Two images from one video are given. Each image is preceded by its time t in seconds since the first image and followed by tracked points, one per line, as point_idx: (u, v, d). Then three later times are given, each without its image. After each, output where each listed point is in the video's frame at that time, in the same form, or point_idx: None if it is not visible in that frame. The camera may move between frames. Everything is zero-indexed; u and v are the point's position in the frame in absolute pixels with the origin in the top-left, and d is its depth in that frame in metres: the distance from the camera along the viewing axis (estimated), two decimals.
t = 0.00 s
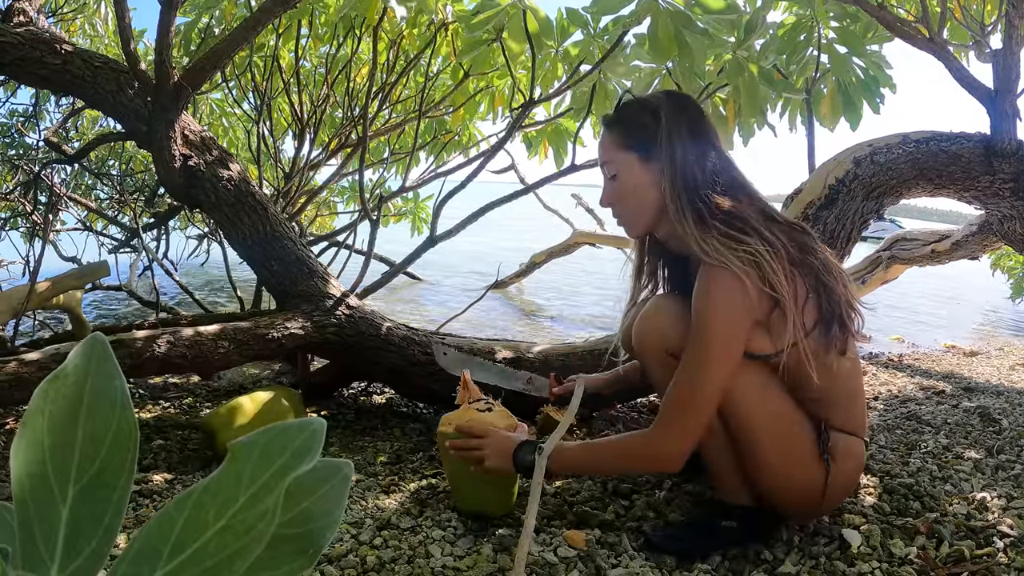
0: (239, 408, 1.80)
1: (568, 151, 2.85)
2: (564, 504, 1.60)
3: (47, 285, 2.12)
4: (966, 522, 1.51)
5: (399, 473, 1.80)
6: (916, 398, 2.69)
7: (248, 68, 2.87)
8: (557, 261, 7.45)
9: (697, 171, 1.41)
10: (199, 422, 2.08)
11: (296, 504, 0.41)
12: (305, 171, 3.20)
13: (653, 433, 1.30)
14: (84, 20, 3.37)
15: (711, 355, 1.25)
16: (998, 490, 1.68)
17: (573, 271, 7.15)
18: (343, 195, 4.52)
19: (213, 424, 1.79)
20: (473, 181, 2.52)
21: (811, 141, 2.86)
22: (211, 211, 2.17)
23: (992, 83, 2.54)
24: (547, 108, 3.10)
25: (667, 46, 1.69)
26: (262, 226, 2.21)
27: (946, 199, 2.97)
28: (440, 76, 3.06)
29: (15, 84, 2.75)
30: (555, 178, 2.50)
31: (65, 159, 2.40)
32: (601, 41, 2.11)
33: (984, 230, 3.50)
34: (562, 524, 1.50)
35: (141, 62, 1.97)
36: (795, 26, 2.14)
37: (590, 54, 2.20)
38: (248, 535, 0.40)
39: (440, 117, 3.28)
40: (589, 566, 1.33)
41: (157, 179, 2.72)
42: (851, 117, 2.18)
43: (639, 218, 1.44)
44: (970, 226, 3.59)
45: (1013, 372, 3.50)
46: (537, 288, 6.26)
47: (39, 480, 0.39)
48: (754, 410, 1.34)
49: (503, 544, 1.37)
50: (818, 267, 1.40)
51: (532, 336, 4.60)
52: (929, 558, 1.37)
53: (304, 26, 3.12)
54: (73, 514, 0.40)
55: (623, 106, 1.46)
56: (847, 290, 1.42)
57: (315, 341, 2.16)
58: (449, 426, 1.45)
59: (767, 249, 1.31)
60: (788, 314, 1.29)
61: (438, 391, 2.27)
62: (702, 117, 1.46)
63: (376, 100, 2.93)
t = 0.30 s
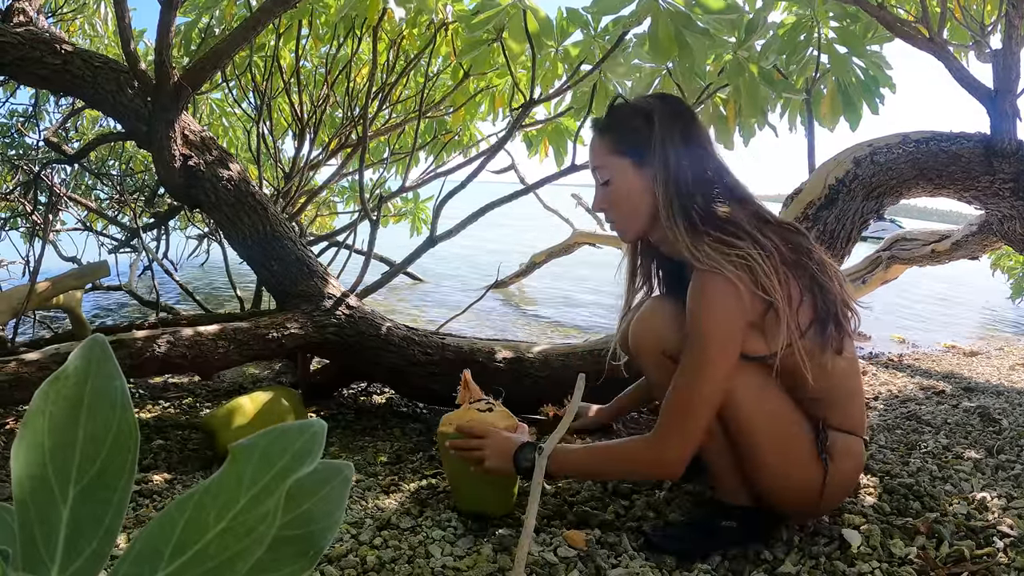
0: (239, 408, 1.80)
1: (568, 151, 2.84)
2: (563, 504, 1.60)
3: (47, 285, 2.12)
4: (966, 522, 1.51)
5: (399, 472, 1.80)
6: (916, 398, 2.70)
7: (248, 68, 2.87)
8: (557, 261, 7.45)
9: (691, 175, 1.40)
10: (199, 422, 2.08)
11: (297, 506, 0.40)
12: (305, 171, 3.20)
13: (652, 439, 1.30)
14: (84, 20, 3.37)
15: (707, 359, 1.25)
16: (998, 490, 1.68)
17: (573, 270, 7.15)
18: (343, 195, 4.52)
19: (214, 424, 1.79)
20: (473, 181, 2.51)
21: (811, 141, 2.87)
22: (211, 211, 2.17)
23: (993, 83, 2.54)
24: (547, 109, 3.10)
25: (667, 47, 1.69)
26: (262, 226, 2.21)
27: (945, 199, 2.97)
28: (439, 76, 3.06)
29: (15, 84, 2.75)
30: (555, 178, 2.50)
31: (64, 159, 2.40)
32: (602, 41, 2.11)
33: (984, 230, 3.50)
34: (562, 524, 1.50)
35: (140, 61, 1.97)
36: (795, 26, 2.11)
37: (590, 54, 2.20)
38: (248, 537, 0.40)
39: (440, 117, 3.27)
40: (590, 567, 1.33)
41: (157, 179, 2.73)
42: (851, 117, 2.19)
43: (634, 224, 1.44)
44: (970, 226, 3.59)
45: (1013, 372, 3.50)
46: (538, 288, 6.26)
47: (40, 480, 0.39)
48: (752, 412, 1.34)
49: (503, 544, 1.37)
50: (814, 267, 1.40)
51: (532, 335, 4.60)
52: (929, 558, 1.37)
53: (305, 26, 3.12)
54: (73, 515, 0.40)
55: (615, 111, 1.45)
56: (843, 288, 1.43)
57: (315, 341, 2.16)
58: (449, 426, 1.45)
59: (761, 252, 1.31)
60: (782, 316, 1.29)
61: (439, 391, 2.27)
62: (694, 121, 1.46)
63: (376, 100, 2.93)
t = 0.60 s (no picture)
0: (240, 409, 1.80)
1: (568, 152, 2.84)
2: (564, 503, 1.60)
3: (47, 285, 2.12)
4: (966, 522, 1.51)
5: (399, 472, 1.80)
6: (917, 399, 2.69)
7: (248, 69, 2.88)
8: (557, 262, 7.45)
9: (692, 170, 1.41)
10: (199, 421, 2.08)
11: (297, 505, 0.40)
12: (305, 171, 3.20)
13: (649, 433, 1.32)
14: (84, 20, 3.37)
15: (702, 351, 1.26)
16: (998, 490, 1.68)
17: (574, 271, 7.15)
18: (343, 195, 4.52)
19: (214, 424, 1.79)
20: (473, 181, 2.51)
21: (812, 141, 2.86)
22: (211, 211, 2.17)
23: (992, 83, 2.51)
24: (547, 109, 3.10)
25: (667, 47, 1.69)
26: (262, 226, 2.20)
27: (945, 199, 2.98)
28: (439, 77, 3.06)
29: (15, 84, 2.75)
30: (555, 178, 2.50)
31: (65, 159, 2.40)
32: (602, 41, 2.11)
33: (984, 230, 3.50)
34: (562, 524, 1.50)
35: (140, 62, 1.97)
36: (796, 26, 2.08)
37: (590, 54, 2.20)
38: (249, 535, 0.40)
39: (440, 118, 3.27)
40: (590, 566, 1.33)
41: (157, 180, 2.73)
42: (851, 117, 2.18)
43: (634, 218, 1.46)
44: (970, 227, 3.59)
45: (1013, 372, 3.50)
46: (538, 289, 6.26)
47: (40, 481, 0.39)
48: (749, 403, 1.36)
49: (503, 544, 1.37)
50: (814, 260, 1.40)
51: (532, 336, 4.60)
52: (929, 558, 1.37)
53: (305, 27, 3.12)
54: (75, 514, 0.40)
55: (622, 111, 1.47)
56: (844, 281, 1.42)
57: (316, 341, 2.16)
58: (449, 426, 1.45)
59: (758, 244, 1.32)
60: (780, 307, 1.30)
61: (439, 391, 2.27)
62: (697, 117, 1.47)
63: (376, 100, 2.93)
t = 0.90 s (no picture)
0: (240, 408, 1.80)
1: (568, 152, 2.84)
2: (564, 503, 1.60)
3: (47, 285, 2.12)
4: (966, 522, 1.51)
5: (400, 472, 1.80)
6: (917, 398, 2.69)
7: (248, 68, 2.88)
8: (557, 262, 7.46)
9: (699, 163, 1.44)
10: (199, 421, 2.08)
11: (297, 505, 0.40)
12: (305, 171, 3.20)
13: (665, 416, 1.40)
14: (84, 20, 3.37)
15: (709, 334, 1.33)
16: (998, 490, 1.68)
17: (574, 270, 7.15)
18: (343, 195, 4.52)
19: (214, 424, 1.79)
20: (473, 181, 2.52)
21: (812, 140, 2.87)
22: (212, 212, 2.17)
23: (992, 83, 2.50)
24: (547, 109, 3.10)
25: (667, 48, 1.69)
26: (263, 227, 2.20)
27: (945, 199, 2.98)
28: (439, 77, 3.06)
29: (15, 84, 2.76)
30: (555, 178, 2.50)
31: (65, 159, 2.40)
32: (602, 41, 2.11)
33: (984, 230, 3.49)
34: (562, 524, 1.50)
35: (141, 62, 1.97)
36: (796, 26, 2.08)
37: (590, 54, 2.20)
38: (249, 536, 0.40)
39: (440, 118, 3.27)
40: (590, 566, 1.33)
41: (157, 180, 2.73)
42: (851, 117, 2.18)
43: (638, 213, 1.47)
44: (970, 226, 3.59)
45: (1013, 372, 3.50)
46: (538, 288, 6.26)
47: (40, 480, 0.39)
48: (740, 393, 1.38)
49: (503, 544, 1.37)
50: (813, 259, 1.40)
51: (532, 335, 4.60)
52: (928, 558, 1.37)
53: (305, 27, 3.13)
54: (74, 515, 0.40)
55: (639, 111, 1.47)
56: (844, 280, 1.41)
57: (316, 341, 2.16)
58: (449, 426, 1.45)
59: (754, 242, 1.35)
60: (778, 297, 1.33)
61: (439, 391, 2.27)
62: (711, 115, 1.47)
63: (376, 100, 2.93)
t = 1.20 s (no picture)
0: (240, 408, 1.80)
1: (568, 152, 2.84)
2: (564, 503, 1.60)
3: (47, 285, 2.12)
4: (966, 522, 1.51)
5: (399, 472, 1.80)
6: (917, 398, 2.69)
7: (248, 68, 2.88)
8: (558, 262, 7.45)
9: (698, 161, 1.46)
10: (199, 421, 2.08)
11: (297, 504, 0.40)
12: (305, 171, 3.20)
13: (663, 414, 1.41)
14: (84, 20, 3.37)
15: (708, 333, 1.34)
16: (998, 490, 1.68)
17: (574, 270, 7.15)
18: (343, 195, 4.52)
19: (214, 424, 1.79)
20: (474, 181, 2.52)
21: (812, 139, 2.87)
22: (212, 211, 2.17)
23: (992, 83, 2.50)
24: (547, 109, 3.10)
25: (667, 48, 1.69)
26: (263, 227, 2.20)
27: (945, 199, 2.98)
28: (439, 77, 3.06)
29: (15, 84, 2.76)
30: (555, 178, 2.50)
31: (65, 159, 2.40)
32: (602, 41, 2.11)
33: (984, 230, 3.49)
34: (562, 524, 1.50)
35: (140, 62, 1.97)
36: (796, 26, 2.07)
37: (590, 54, 2.20)
38: (249, 535, 0.40)
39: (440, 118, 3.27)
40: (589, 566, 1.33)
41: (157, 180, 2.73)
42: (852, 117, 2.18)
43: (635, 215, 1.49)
44: (970, 226, 3.59)
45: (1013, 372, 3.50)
46: (538, 288, 6.26)
47: (40, 480, 0.39)
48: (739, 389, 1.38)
49: (503, 544, 1.37)
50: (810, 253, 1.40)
51: (532, 336, 4.60)
52: (928, 558, 1.37)
53: (305, 27, 3.13)
54: (74, 515, 0.40)
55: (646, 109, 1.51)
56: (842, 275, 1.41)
57: (316, 341, 2.16)
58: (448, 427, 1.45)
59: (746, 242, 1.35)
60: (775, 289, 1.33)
61: (439, 391, 2.27)
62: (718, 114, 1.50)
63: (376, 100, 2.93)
